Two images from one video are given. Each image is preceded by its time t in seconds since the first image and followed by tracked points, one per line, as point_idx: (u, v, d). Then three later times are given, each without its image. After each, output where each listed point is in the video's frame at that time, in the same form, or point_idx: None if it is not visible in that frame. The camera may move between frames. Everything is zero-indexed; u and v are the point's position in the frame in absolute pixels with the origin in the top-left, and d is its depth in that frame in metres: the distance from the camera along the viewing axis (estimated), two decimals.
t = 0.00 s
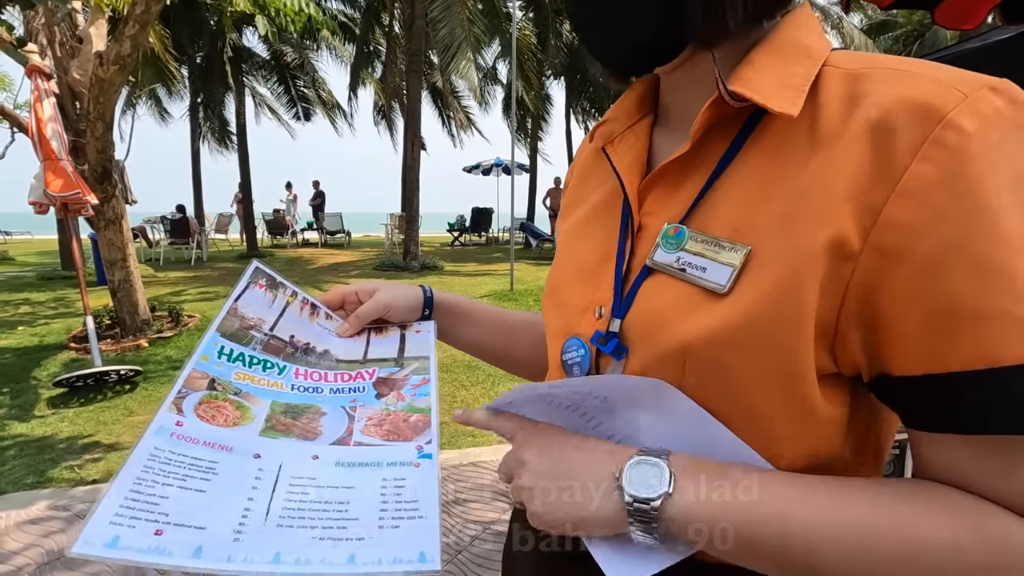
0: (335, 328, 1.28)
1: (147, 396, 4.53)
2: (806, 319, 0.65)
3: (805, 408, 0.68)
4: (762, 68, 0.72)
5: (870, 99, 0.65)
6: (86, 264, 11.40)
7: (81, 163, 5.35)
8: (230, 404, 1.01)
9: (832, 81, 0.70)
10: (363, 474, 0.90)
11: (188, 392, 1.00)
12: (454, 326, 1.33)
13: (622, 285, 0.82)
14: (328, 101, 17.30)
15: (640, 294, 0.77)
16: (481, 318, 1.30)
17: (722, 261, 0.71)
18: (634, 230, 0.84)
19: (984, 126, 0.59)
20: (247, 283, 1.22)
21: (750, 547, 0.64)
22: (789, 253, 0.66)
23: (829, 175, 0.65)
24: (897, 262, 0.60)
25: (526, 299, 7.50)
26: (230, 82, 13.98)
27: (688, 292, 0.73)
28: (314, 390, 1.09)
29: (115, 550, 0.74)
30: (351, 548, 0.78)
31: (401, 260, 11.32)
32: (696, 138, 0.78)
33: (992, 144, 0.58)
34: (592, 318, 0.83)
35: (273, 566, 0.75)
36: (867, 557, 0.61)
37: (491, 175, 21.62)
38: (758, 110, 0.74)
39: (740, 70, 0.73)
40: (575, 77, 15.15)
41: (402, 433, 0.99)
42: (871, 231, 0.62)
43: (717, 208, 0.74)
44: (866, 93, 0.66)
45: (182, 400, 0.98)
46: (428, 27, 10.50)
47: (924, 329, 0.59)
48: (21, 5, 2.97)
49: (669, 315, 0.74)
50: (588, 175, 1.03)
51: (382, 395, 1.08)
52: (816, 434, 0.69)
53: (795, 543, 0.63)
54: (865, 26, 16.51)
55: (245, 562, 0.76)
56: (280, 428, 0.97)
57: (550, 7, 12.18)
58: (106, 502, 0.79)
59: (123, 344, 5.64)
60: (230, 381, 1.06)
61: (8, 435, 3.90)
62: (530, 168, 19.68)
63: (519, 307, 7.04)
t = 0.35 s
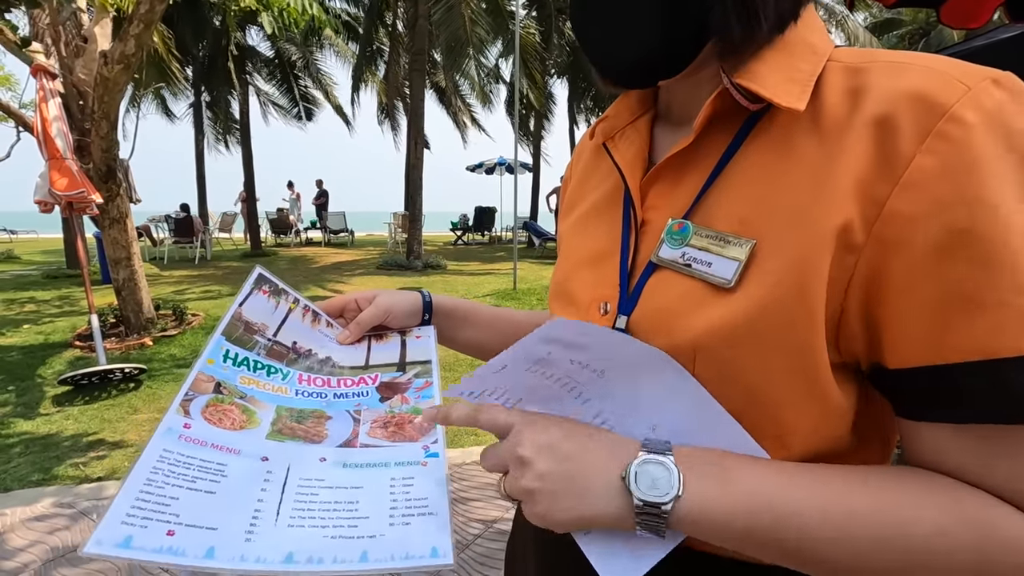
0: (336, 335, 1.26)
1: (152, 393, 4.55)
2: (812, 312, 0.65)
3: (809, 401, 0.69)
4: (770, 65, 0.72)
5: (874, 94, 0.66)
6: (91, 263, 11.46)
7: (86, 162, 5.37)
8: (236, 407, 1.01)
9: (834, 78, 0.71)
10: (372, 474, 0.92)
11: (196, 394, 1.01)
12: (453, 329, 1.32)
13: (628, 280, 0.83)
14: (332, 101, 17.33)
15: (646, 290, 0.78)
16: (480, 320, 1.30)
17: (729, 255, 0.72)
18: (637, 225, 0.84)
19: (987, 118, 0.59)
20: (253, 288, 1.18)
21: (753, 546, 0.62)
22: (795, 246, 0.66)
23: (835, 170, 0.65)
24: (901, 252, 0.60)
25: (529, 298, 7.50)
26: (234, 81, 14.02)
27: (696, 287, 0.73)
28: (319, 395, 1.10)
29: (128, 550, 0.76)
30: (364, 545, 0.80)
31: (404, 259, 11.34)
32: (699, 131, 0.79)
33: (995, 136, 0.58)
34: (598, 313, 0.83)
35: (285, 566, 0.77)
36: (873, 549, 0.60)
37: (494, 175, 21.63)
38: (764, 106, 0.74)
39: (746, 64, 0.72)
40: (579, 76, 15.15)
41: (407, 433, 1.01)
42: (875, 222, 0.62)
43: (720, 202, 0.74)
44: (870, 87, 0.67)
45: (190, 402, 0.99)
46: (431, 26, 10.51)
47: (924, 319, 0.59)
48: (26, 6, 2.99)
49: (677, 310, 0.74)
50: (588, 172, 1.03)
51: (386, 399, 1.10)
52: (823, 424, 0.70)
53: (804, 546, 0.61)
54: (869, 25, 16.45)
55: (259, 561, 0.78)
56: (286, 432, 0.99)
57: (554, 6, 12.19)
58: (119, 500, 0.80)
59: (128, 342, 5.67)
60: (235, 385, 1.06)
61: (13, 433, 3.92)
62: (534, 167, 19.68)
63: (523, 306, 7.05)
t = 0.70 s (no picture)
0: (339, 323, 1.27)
1: (155, 392, 4.57)
2: (818, 315, 0.65)
3: (813, 404, 0.69)
4: (792, 74, 0.72)
5: (891, 101, 0.66)
6: (95, 262, 11.50)
7: (89, 161, 5.38)
8: (248, 383, 1.02)
9: (851, 86, 0.71)
10: (387, 456, 0.93)
11: (207, 368, 1.00)
12: (456, 320, 1.32)
13: (634, 284, 0.82)
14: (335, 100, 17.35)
15: (654, 294, 0.78)
16: (481, 311, 1.29)
17: (739, 264, 0.71)
18: (645, 228, 0.84)
19: (1005, 129, 0.59)
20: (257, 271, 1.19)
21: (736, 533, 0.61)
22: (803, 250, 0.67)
23: (848, 176, 0.65)
24: (910, 259, 0.60)
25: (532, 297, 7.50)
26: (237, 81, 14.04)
27: (703, 293, 0.74)
28: (326, 377, 1.10)
29: (154, 514, 0.76)
30: (388, 522, 0.82)
31: (407, 258, 11.35)
32: (715, 136, 0.78)
33: (1011, 147, 0.58)
34: (604, 316, 0.84)
35: (312, 539, 0.78)
36: (871, 553, 0.57)
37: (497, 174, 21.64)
38: (777, 115, 0.74)
39: (765, 72, 0.73)
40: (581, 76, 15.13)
41: (419, 419, 1.02)
42: (882, 228, 0.62)
43: (733, 209, 0.74)
44: (886, 96, 0.67)
45: (202, 375, 0.98)
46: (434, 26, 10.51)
47: (928, 327, 0.59)
48: (30, 5, 2.99)
49: (689, 318, 0.74)
50: (591, 169, 1.02)
51: (394, 385, 1.10)
52: (831, 429, 0.70)
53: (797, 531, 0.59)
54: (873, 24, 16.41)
55: (285, 532, 0.79)
56: (299, 411, 0.99)
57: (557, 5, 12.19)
58: (142, 465, 0.80)
59: (132, 341, 5.68)
60: (246, 362, 1.06)
61: (18, 431, 3.94)
62: (536, 167, 19.68)
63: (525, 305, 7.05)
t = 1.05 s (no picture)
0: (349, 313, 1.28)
1: (158, 391, 4.59)
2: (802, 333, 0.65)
3: (789, 419, 0.69)
4: (776, 76, 0.72)
5: (881, 113, 0.65)
6: (99, 262, 11.54)
7: (93, 161, 5.40)
8: (256, 367, 1.04)
9: (845, 89, 0.70)
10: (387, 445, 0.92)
11: (217, 351, 1.02)
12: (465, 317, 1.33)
13: (619, 283, 0.83)
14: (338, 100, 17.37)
15: (636, 293, 0.79)
16: (490, 308, 1.30)
17: (715, 269, 0.72)
18: (633, 229, 0.85)
19: (995, 149, 0.58)
20: (270, 260, 1.22)
21: (715, 548, 0.62)
22: (792, 267, 0.65)
23: (836, 194, 0.64)
24: (900, 282, 0.59)
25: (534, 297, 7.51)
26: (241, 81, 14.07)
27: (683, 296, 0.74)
28: (333, 366, 1.12)
29: (154, 487, 0.77)
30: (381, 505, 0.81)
31: (409, 258, 11.36)
32: (701, 139, 0.79)
33: (1001, 172, 0.57)
34: (591, 313, 0.85)
35: (305, 518, 0.78)
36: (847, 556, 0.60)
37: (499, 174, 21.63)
38: (762, 116, 0.74)
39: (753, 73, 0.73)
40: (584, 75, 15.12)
41: (421, 409, 1.03)
42: (872, 251, 0.61)
43: (714, 213, 0.75)
44: (877, 105, 0.66)
45: (210, 358, 1.00)
46: (437, 26, 10.53)
47: (918, 352, 0.58)
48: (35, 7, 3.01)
49: (665, 320, 0.74)
50: (599, 166, 1.04)
51: (399, 375, 1.13)
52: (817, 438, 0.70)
53: (768, 550, 0.61)
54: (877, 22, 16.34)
55: (278, 511, 0.78)
56: (303, 396, 1.00)
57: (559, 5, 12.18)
58: (145, 440, 0.82)
59: (135, 340, 5.70)
60: (255, 347, 1.08)
61: (22, 430, 3.96)
62: (539, 166, 19.67)
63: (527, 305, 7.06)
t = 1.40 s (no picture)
0: (368, 306, 1.31)
1: (162, 391, 4.60)
2: (781, 335, 0.66)
3: (773, 425, 0.68)
4: (757, 71, 0.73)
5: (856, 106, 0.64)
6: (103, 262, 11.58)
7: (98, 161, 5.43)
8: (284, 363, 1.03)
9: (829, 82, 0.69)
10: (412, 435, 0.94)
11: (245, 350, 1.02)
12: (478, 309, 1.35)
13: (607, 277, 0.85)
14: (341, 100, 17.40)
15: (621, 286, 0.81)
16: (503, 301, 1.31)
17: (690, 262, 0.73)
18: (625, 225, 0.87)
19: (971, 140, 0.57)
20: (286, 261, 1.24)
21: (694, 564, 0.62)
22: (766, 270, 0.66)
23: (811, 191, 0.64)
24: (878, 283, 0.59)
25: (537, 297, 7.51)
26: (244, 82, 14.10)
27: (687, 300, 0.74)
28: (357, 357, 1.13)
29: (198, 482, 0.78)
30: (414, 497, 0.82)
31: (412, 257, 11.37)
32: (684, 137, 0.80)
33: (975, 164, 0.56)
34: (585, 308, 0.87)
35: (341, 506, 0.80)
36: None
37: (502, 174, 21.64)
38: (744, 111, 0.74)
39: (734, 69, 0.75)
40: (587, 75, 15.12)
41: (444, 401, 1.04)
42: (849, 250, 0.61)
43: (697, 210, 0.75)
44: (854, 99, 0.65)
45: (241, 356, 1.00)
46: (439, 26, 10.54)
47: (899, 357, 0.58)
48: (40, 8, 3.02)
49: (640, 311, 0.76)
50: (603, 165, 1.06)
51: (421, 366, 1.13)
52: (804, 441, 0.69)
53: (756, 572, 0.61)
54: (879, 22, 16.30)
55: (316, 499, 0.80)
56: (331, 388, 1.01)
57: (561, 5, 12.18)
58: (187, 437, 0.83)
59: (139, 339, 5.72)
60: (281, 345, 1.08)
61: (27, 429, 3.97)
62: (542, 166, 19.66)
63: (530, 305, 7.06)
